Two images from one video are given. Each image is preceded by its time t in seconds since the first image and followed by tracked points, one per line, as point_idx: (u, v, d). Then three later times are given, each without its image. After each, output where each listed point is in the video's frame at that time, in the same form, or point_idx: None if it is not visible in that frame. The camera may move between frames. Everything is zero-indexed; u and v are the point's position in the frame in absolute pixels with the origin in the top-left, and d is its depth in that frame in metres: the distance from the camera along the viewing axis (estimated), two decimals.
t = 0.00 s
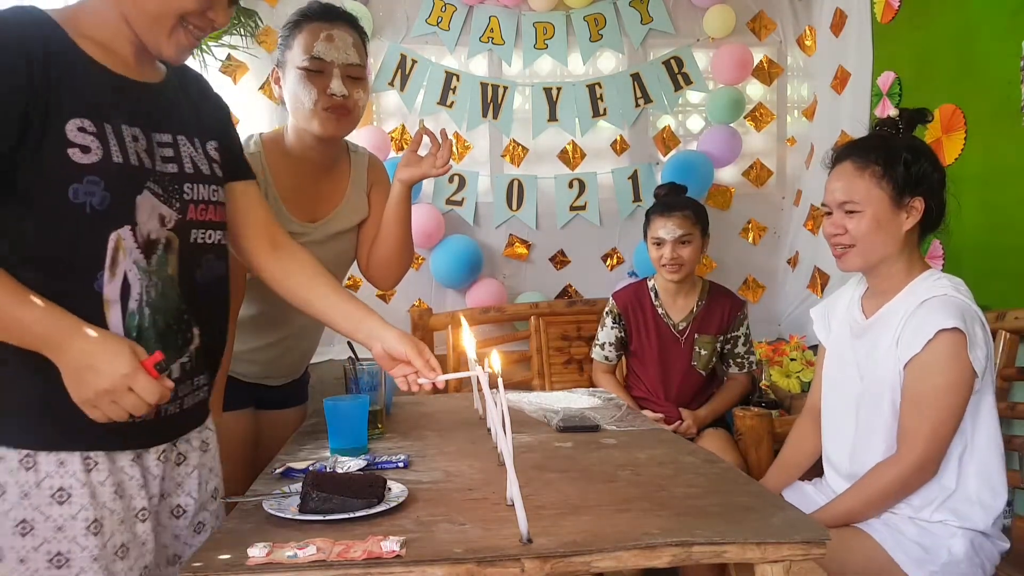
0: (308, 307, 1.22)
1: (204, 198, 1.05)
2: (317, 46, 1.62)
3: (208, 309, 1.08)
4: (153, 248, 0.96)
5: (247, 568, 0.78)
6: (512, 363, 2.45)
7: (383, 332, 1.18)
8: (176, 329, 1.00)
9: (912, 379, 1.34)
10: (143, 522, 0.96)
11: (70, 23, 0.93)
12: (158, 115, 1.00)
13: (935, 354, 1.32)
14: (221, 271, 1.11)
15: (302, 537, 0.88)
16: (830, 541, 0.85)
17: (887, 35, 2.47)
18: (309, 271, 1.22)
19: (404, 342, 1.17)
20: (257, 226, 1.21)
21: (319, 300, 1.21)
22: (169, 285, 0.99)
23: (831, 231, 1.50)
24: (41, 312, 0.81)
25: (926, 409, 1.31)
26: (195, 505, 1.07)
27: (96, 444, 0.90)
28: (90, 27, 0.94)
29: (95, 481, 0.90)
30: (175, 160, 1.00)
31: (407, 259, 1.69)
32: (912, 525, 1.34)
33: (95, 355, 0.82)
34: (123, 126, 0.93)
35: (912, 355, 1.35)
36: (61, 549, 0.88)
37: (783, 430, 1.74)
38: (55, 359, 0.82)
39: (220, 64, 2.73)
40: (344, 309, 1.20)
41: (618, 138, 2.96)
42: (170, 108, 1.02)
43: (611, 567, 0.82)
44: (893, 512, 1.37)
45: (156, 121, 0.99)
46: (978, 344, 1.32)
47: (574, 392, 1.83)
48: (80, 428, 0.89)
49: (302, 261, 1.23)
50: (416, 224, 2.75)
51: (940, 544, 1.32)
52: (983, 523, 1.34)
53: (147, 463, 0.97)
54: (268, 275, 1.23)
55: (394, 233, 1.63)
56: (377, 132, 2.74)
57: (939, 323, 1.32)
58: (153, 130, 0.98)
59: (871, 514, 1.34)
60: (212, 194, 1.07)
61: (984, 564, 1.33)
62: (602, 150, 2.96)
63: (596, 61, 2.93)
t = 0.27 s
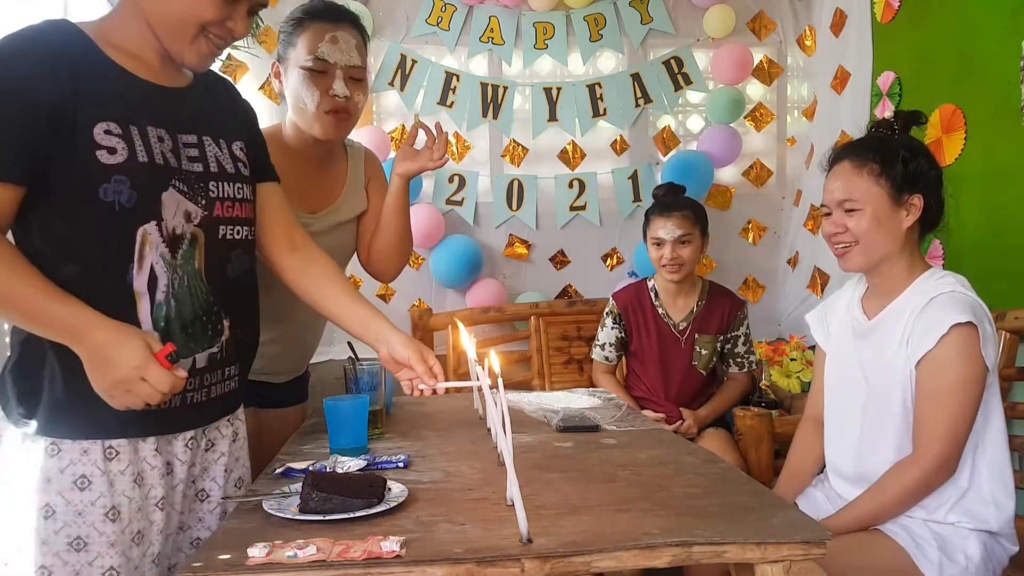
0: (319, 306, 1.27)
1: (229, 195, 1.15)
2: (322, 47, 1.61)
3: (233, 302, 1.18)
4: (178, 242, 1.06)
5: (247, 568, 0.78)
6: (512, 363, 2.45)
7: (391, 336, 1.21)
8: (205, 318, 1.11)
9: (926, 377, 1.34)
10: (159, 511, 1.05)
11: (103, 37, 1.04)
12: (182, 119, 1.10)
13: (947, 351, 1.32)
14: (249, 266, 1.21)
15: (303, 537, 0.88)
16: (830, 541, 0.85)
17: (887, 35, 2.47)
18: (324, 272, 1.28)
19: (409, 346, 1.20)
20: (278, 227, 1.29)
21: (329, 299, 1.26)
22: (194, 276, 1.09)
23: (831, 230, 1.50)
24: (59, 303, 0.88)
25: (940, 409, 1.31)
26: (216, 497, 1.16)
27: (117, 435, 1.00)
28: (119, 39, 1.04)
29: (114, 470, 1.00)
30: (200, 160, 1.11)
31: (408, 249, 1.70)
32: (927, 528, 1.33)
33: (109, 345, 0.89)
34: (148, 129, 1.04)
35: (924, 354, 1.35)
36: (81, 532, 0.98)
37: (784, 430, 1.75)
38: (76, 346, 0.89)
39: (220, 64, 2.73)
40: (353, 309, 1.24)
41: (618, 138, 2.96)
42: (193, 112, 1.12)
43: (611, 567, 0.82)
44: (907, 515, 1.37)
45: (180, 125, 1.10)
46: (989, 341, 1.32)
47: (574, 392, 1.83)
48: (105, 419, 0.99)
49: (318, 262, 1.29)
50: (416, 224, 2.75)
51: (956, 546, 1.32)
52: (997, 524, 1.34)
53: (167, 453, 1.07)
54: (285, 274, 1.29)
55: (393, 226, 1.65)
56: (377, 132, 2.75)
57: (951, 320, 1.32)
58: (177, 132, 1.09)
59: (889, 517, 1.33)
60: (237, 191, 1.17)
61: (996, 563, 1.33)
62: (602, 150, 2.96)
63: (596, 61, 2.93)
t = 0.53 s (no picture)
0: (324, 303, 1.28)
1: (233, 194, 1.15)
2: (329, 47, 1.62)
3: (239, 300, 1.18)
4: (181, 240, 1.06)
5: (247, 568, 0.78)
6: (512, 363, 2.45)
7: (398, 337, 1.21)
8: (210, 316, 1.11)
9: (929, 377, 1.34)
10: (164, 511, 1.05)
11: (107, 41, 1.04)
12: (185, 119, 1.10)
13: (949, 352, 1.32)
14: (254, 265, 1.21)
15: (303, 537, 0.88)
16: (830, 541, 0.85)
17: (887, 35, 2.47)
18: (331, 270, 1.28)
19: (415, 348, 1.20)
20: (286, 224, 1.29)
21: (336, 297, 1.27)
22: (198, 274, 1.09)
23: (829, 228, 1.50)
24: (63, 299, 0.88)
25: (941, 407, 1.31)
26: (222, 495, 1.16)
27: (121, 434, 1.00)
28: (124, 43, 1.05)
29: (118, 469, 1.01)
30: (204, 159, 1.11)
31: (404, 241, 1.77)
32: (930, 529, 1.33)
33: (111, 339, 0.89)
34: (151, 129, 1.04)
35: (926, 354, 1.35)
36: (85, 532, 0.98)
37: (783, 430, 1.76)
38: (79, 341, 0.89)
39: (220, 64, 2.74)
40: (360, 309, 1.24)
41: (618, 138, 2.96)
42: (198, 112, 1.13)
43: (611, 567, 0.82)
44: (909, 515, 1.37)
45: (184, 124, 1.10)
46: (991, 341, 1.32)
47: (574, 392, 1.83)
48: (109, 415, 0.99)
49: (326, 261, 1.29)
50: (416, 223, 2.75)
51: (959, 546, 1.32)
52: (999, 524, 1.34)
53: (172, 452, 1.07)
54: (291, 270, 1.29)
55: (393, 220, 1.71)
56: (377, 132, 2.75)
57: (954, 321, 1.32)
58: (180, 132, 1.09)
59: (892, 518, 1.33)
60: (241, 190, 1.17)
61: (998, 563, 1.33)
62: (602, 150, 2.96)
63: (596, 61, 2.93)
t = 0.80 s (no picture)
0: (325, 303, 1.28)
1: (231, 194, 1.15)
2: (336, 50, 1.64)
3: (238, 300, 1.18)
4: (179, 239, 1.06)
5: (247, 568, 0.78)
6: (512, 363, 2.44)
7: (398, 337, 1.21)
8: (208, 315, 1.11)
9: (917, 378, 1.34)
10: (162, 511, 1.05)
11: (106, 41, 1.04)
12: (183, 119, 1.10)
13: (938, 355, 1.32)
14: (253, 264, 1.21)
15: (302, 537, 0.88)
16: (830, 541, 0.85)
17: (887, 35, 2.47)
18: (331, 272, 1.28)
19: (417, 348, 1.20)
20: (286, 224, 1.29)
21: (336, 297, 1.27)
22: (196, 274, 1.09)
23: (827, 227, 1.51)
24: (62, 298, 0.88)
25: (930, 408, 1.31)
26: (221, 495, 1.16)
27: (119, 434, 1.00)
28: (122, 43, 1.05)
29: (116, 470, 1.01)
30: (202, 159, 1.11)
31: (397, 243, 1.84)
32: (917, 528, 1.34)
33: (111, 337, 0.89)
34: (149, 128, 1.04)
35: (915, 355, 1.35)
36: (82, 532, 0.98)
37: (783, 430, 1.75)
38: (79, 340, 0.88)
39: (220, 65, 2.74)
40: (361, 312, 1.24)
41: (618, 138, 2.96)
42: (196, 112, 1.13)
43: (611, 567, 0.82)
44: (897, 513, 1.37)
45: (182, 124, 1.10)
46: (982, 346, 1.31)
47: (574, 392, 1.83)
48: (107, 414, 0.99)
49: (327, 262, 1.29)
50: (416, 223, 2.75)
51: (945, 545, 1.32)
52: (988, 525, 1.34)
53: (171, 452, 1.07)
54: (292, 271, 1.29)
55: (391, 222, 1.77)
56: (377, 132, 2.74)
57: (944, 323, 1.32)
58: (178, 132, 1.09)
59: (876, 514, 1.34)
60: (239, 190, 1.17)
61: (987, 562, 1.33)
62: (602, 150, 2.96)
63: (596, 61, 2.93)
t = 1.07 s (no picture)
0: (326, 302, 1.28)
1: (230, 194, 1.15)
2: (340, 56, 1.75)
3: (237, 299, 1.18)
4: (177, 240, 1.06)
5: (247, 568, 0.78)
6: (512, 364, 2.44)
7: (400, 335, 1.21)
8: (207, 315, 1.11)
9: (903, 379, 1.34)
10: (160, 511, 1.05)
11: (105, 42, 1.04)
12: (181, 119, 1.10)
13: (924, 357, 1.32)
14: (251, 265, 1.21)
15: (302, 537, 0.88)
16: (830, 541, 0.85)
17: (887, 36, 2.47)
18: (330, 270, 1.28)
19: (419, 346, 1.19)
20: (285, 224, 1.29)
21: (337, 295, 1.27)
22: (194, 274, 1.09)
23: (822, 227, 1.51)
24: (61, 298, 0.88)
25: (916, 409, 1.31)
26: (220, 495, 1.16)
27: (118, 435, 1.00)
28: (122, 43, 1.05)
29: (114, 470, 1.01)
30: (200, 159, 1.11)
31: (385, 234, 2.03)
32: (903, 525, 1.34)
33: (111, 337, 0.89)
34: (147, 128, 1.04)
35: (901, 357, 1.35)
36: (80, 533, 0.98)
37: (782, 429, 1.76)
38: (79, 340, 0.88)
39: (220, 65, 2.73)
40: (363, 312, 1.24)
41: (618, 138, 2.96)
42: (194, 112, 1.13)
43: (611, 567, 0.82)
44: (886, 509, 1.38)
45: (180, 124, 1.09)
46: (970, 350, 1.31)
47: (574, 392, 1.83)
48: (105, 414, 0.99)
49: (326, 260, 1.29)
50: (415, 223, 2.75)
51: (931, 543, 1.32)
52: (975, 523, 1.34)
53: (169, 452, 1.07)
54: (291, 269, 1.29)
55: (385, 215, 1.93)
56: (377, 132, 2.74)
57: (930, 326, 1.32)
58: (177, 132, 1.09)
59: (861, 512, 1.35)
60: (238, 190, 1.17)
61: (977, 560, 1.33)
62: (602, 150, 2.96)
63: (596, 61, 2.93)
